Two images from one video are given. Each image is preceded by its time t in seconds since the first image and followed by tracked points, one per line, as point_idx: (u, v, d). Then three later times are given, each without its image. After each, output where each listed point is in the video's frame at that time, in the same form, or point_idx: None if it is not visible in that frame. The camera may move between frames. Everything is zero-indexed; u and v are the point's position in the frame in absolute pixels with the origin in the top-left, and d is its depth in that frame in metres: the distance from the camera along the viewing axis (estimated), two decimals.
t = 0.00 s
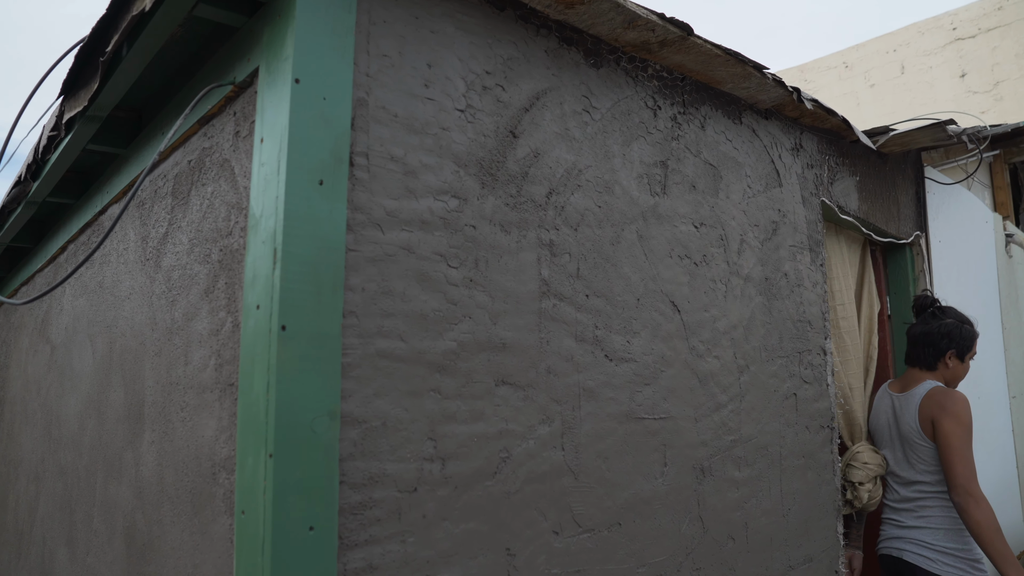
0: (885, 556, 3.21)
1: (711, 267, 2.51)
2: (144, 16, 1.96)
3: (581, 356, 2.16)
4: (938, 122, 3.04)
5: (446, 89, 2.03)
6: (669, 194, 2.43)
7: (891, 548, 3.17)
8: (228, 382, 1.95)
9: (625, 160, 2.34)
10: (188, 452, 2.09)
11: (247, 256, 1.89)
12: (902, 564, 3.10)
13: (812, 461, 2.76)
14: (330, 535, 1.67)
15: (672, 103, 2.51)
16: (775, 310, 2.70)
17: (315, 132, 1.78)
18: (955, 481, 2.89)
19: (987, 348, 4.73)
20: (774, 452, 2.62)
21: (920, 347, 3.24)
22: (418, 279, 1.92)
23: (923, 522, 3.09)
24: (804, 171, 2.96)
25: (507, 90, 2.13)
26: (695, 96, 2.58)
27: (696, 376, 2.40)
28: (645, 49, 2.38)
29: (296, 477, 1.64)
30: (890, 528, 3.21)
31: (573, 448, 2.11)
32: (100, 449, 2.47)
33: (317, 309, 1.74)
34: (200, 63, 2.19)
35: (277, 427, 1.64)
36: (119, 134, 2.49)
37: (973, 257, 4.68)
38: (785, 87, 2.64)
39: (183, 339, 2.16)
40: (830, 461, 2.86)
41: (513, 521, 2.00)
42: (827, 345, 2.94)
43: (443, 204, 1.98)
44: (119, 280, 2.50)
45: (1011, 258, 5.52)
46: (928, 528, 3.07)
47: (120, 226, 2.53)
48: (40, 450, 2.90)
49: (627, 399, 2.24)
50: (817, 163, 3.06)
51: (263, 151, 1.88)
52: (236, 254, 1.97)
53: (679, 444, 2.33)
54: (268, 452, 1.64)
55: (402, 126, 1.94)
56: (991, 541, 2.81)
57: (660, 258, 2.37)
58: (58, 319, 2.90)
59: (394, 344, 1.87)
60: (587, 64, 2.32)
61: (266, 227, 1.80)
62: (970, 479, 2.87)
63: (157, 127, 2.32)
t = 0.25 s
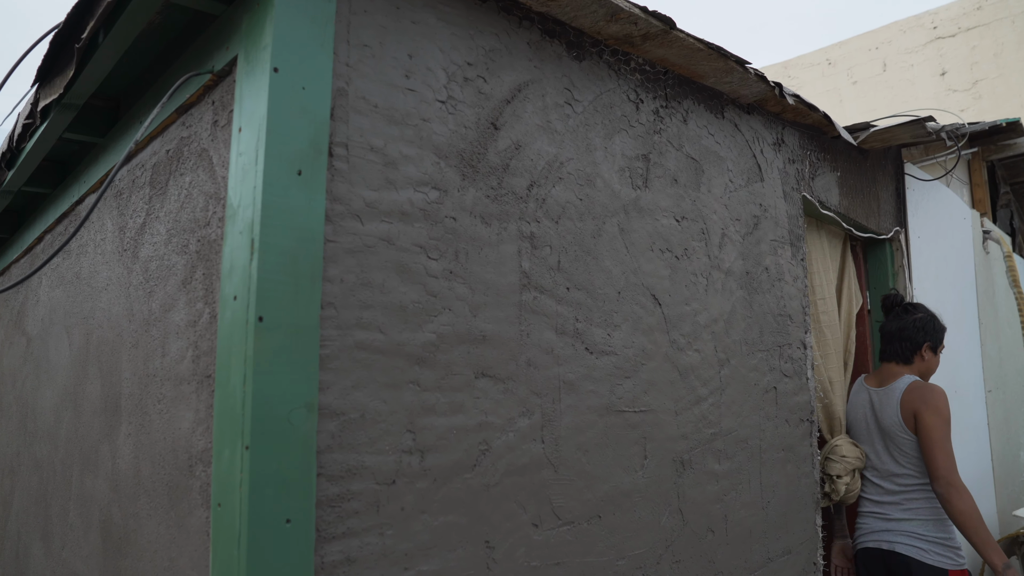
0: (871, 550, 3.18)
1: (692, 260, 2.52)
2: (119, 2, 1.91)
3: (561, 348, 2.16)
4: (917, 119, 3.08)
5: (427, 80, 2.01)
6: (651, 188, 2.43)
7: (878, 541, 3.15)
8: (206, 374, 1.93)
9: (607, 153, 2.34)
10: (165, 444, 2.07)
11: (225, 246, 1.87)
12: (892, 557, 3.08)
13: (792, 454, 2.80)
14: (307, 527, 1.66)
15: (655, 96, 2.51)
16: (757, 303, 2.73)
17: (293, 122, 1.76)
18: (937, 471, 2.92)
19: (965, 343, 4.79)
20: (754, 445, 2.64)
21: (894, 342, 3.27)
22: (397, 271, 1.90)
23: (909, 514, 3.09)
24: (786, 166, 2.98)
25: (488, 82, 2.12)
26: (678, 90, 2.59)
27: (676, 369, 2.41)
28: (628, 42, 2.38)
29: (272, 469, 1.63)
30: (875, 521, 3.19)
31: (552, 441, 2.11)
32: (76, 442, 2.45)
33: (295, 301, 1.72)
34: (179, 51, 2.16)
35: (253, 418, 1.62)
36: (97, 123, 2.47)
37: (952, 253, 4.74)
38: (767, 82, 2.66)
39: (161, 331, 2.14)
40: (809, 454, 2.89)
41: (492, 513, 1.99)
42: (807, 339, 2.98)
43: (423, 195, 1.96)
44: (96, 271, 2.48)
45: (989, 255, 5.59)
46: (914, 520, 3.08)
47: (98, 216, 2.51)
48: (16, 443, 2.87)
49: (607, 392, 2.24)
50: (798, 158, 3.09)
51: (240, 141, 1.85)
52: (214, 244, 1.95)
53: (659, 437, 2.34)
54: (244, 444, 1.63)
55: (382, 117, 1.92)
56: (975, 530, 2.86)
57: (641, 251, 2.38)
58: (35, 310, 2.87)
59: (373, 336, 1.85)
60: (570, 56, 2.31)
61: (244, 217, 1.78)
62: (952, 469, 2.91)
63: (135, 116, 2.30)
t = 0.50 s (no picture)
0: (847, 537, 3.17)
1: (673, 254, 2.53)
2: None
3: (541, 342, 2.16)
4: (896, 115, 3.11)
5: (407, 72, 1.99)
6: (632, 182, 2.44)
7: (855, 528, 3.14)
8: (182, 368, 1.91)
9: (588, 147, 2.34)
10: (141, 439, 2.05)
11: (201, 238, 1.85)
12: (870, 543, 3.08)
13: (774, 448, 2.83)
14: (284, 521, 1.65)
15: (636, 90, 2.52)
16: (737, 297, 2.75)
17: (271, 113, 1.74)
18: (918, 462, 3.03)
19: (943, 338, 4.84)
20: (733, 439, 2.67)
21: (856, 333, 3.30)
22: (376, 264, 1.88)
23: (884, 500, 3.12)
24: (767, 161, 3.00)
25: (469, 75, 2.11)
26: (659, 84, 2.60)
27: (657, 363, 2.43)
28: (609, 36, 2.38)
29: (248, 462, 1.61)
30: (851, 509, 3.18)
31: (532, 434, 2.11)
32: (52, 438, 2.43)
33: (272, 293, 1.70)
34: (155, 41, 2.13)
35: (229, 411, 1.60)
36: (72, 113, 2.46)
37: (930, 248, 4.78)
38: (748, 77, 2.67)
39: (137, 324, 2.12)
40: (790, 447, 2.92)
41: (472, 507, 1.99)
42: (786, 334, 3.01)
43: (402, 187, 1.94)
44: (72, 264, 2.45)
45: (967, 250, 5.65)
46: (888, 506, 3.12)
47: (74, 209, 2.50)
48: None
49: (587, 385, 2.24)
50: (779, 153, 3.12)
51: (217, 132, 1.83)
52: (191, 237, 1.93)
53: (639, 430, 2.36)
54: (220, 437, 1.61)
55: (361, 109, 1.90)
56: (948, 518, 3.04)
57: (623, 245, 2.38)
58: (10, 304, 2.84)
59: (351, 329, 1.83)
60: (551, 49, 2.31)
61: (220, 209, 1.76)
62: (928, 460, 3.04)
63: (111, 106, 2.29)
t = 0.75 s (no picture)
0: (822, 533, 3.19)
1: (651, 249, 2.57)
2: None
3: (517, 335, 2.16)
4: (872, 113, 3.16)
5: (383, 63, 1.97)
6: (610, 175, 2.47)
7: (831, 522, 3.17)
8: (154, 361, 1.88)
9: (566, 140, 2.35)
10: (112, 432, 2.02)
11: (173, 229, 1.81)
12: (848, 536, 3.12)
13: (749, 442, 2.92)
14: (257, 516, 1.63)
15: (615, 84, 2.54)
16: (714, 292, 2.82)
17: (243, 103, 1.70)
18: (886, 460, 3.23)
19: (916, 333, 4.91)
20: (710, 432, 2.75)
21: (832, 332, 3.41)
22: (350, 256, 1.86)
23: (855, 492, 3.19)
24: (745, 157, 3.07)
25: (446, 67, 2.10)
26: (638, 78, 2.63)
27: (633, 356, 2.46)
28: (588, 30, 2.39)
29: (221, 458, 1.59)
30: (824, 504, 3.22)
31: (509, 427, 2.12)
32: (22, 432, 2.41)
33: (244, 285, 1.67)
34: (127, 30, 2.10)
35: (200, 406, 1.57)
36: (43, 103, 2.43)
37: (905, 245, 4.86)
38: (726, 73, 2.71)
39: (109, 317, 2.09)
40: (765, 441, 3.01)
41: (447, 500, 1.98)
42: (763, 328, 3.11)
43: (377, 179, 1.92)
44: (43, 256, 2.43)
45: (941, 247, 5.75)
46: (858, 497, 3.19)
47: (44, 200, 2.48)
48: None
49: (563, 379, 2.26)
50: (757, 149, 3.18)
51: (189, 122, 1.79)
52: (163, 228, 1.90)
53: (616, 423, 2.39)
54: (191, 431, 1.58)
55: (336, 100, 1.87)
56: (902, 503, 3.33)
57: (600, 239, 2.40)
58: None
59: (325, 322, 1.80)
60: (529, 43, 2.31)
61: (191, 200, 1.72)
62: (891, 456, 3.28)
63: (81, 96, 2.26)
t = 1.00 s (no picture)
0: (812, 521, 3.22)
1: (630, 242, 2.61)
2: None
3: (496, 327, 2.17)
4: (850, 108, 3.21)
5: (361, 52, 1.95)
6: (590, 168, 2.49)
7: (822, 509, 3.22)
8: (128, 352, 1.85)
9: (546, 132, 2.37)
10: (86, 424, 1.99)
11: (147, 218, 1.77)
12: (837, 521, 3.20)
13: (727, 434, 3.01)
14: (233, 507, 1.60)
15: (595, 77, 2.57)
16: (693, 285, 2.89)
17: (220, 90, 1.67)
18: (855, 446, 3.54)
19: (893, 328, 4.97)
20: (688, 425, 2.81)
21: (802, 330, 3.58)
22: (327, 247, 1.84)
23: (834, 478, 3.32)
24: (725, 151, 3.14)
25: (425, 57, 2.08)
26: (618, 71, 2.66)
27: (612, 349, 2.50)
28: (569, 22, 2.40)
29: (196, 448, 1.55)
30: (811, 491, 3.26)
31: (487, 419, 2.12)
32: None
33: (220, 275, 1.64)
34: (99, 15, 2.07)
35: (175, 397, 1.54)
36: (17, 89, 2.43)
37: (883, 240, 4.92)
38: (706, 66, 2.77)
39: (82, 307, 2.06)
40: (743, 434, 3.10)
41: (425, 492, 1.97)
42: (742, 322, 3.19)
43: (355, 169, 1.90)
44: (15, 246, 2.41)
45: (917, 242, 5.83)
46: (837, 482, 3.33)
47: (17, 189, 2.46)
48: None
49: (542, 371, 2.27)
50: (737, 143, 3.25)
51: (164, 109, 1.75)
52: (137, 217, 1.87)
53: (594, 415, 2.42)
54: (166, 422, 1.55)
55: (314, 89, 1.85)
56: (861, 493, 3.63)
57: (579, 231, 2.43)
58: None
59: (302, 313, 1.78)
60: (510, 34, 2.31)
61: (166, 188, 1.68)
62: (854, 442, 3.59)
63: (55, 81, 2.25)
